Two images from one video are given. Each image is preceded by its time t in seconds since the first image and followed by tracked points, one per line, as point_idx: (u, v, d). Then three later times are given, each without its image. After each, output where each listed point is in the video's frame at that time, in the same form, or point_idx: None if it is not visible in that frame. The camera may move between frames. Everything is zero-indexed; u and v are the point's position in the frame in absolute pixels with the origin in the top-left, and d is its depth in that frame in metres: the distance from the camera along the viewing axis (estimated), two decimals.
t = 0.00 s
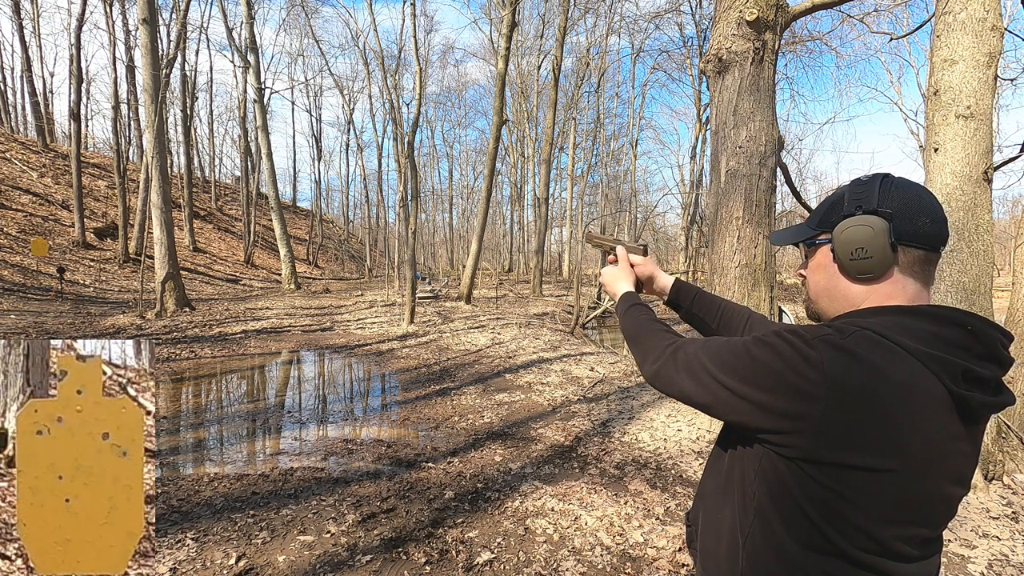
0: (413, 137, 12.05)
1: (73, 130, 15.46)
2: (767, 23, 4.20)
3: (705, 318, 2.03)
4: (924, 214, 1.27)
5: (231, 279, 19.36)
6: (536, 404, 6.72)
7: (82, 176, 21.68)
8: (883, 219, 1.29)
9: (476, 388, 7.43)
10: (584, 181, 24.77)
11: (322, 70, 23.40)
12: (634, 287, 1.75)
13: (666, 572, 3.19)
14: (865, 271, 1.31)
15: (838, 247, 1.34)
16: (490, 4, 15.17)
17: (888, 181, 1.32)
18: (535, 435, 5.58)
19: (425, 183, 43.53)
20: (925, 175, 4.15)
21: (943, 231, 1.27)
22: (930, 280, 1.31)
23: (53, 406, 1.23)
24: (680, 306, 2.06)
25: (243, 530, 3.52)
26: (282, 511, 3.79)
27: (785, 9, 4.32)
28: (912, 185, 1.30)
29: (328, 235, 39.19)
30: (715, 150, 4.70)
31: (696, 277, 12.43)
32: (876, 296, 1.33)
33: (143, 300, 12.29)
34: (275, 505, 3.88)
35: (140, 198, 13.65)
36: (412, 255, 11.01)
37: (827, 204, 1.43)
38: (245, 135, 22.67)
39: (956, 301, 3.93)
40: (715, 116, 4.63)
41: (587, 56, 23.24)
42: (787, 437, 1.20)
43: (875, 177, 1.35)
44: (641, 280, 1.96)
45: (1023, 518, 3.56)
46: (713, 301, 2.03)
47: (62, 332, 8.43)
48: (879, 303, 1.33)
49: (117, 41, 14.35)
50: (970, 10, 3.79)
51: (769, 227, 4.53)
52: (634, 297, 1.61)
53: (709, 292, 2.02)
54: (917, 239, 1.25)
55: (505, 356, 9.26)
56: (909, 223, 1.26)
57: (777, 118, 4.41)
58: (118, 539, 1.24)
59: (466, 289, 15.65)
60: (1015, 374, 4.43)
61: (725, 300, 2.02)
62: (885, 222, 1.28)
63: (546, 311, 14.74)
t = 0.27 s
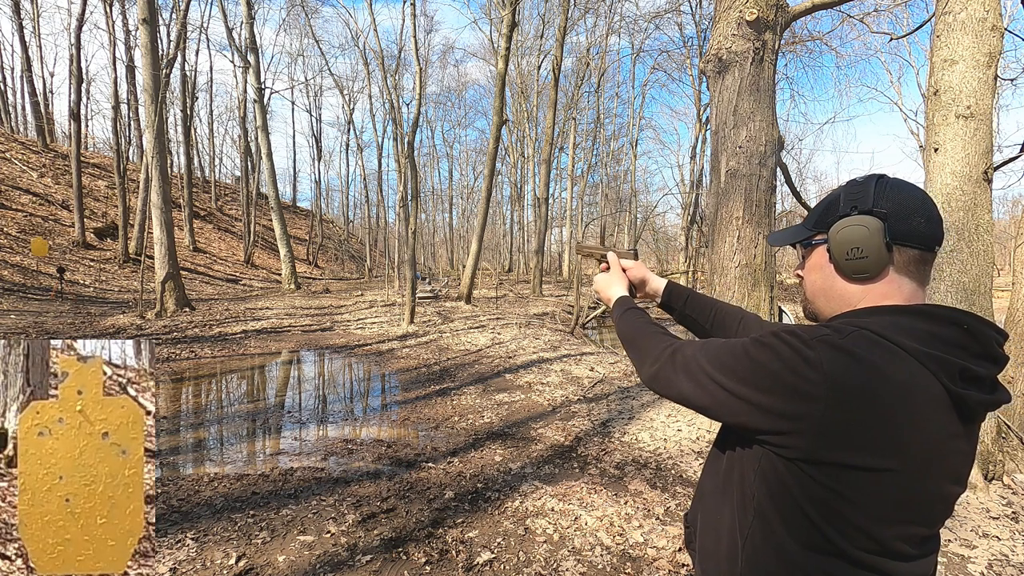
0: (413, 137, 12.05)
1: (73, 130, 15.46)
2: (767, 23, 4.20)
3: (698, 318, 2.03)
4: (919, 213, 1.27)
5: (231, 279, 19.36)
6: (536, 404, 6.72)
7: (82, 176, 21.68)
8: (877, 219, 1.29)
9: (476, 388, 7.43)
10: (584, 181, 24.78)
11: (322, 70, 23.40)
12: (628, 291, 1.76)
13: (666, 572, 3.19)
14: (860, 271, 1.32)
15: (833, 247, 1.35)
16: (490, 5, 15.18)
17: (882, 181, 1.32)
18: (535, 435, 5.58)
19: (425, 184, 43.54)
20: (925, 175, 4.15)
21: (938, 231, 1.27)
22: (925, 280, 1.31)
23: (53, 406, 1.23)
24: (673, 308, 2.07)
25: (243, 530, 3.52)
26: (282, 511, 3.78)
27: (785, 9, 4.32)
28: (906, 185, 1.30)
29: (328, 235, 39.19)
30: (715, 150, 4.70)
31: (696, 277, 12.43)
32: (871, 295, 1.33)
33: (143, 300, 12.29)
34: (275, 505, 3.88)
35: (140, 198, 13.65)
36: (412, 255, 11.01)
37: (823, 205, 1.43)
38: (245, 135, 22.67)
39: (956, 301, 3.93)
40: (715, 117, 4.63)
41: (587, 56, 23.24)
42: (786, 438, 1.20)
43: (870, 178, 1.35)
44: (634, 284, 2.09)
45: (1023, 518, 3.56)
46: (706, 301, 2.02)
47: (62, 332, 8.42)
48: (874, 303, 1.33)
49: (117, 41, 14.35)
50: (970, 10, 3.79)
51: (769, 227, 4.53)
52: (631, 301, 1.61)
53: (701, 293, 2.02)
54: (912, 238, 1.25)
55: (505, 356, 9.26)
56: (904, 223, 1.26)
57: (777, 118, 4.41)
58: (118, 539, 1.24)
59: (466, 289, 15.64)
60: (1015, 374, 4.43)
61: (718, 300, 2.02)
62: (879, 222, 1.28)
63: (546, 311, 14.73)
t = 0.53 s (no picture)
0: (413, 137, 12.05)
1: (73, 130, 15.47)
2: (767, 24, 4.20)
3: (694, 320, 2.03)
4: (914, 213, 1.27)
5: (231, 279, 19.36)
6: (536, 404, 6.72)
7: (82, 176, 21.68)
8: (873, 219, 1.29)
9: (476, 388, 7.43)
10: (584, 181, 24.78)
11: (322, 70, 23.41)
12: (625, 295, 1.75)
13: (666, 572, 3.19)
14: (855, 272, 1.32)
15: (828, 247, 1.35)
16: (490, 5, 15.18)
17: (878, 182, 1.32)
18: (535, 435, 5.58)
19: (425, 184, 43.55)
20: (926, 175, 4.15)
21: (932, 231, 1.26)
22: (920, 280, 1.31)
23: (53, 406, 1.23)
24: (669, 309, 2.06)
25: (243, 530, 3.52)
26: (282, 511, 3.78)
27: (785, 9, 4.32)
28: (901, 185, 1.30)
29: (328, 235, 39.20)
30: (715, 150, 4.70)
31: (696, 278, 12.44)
32: (866, 295, 1.33)
33: (143, 300, 12.30)
34: (275, 505, 3.88)
35: (140, 198, 13.65)
36: (413, 255, 11.01)
37: (819, 205, 1.43)
38: (245, 135, 22.67)
39: (956, 301, 3.93)
40: (715, 117, 4.64)
41: (587, 56, 23.24)
42: (786, 437, 1.20)
43: (865, 178, 1.36)
44: (629, 286, 2.10)
45: None
46: (702, 302, 2.02)
47: (62, 332, 8.43)
48: (869, 302, 1.33)
49: (117, 41, 14.35)
50: (970, 10, 3.79)
51: (769, 227, 4.53)
52: (627, 303, 1.61)
53: (697, 294, 2.02)
54: (906, 238, 1.25)
55: (505, 356, 9.26)
56: (898, 224, 1.26)
57: (777, 118, 4.41)
58: (118, 538, 1.24)
59: (466, 289, 15.65)
60: (1015, 374, 4.43)
61: (714, 301, 2.01)
62: (873, 222, 1.28)
63: (546, 311, 14.73)
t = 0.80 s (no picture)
0: (413, 137, 12.05)
1: (73, 130, 15.47)
2: (767, 24, 4.20)
3: (693, 320, 2.02)
4: (909, 213, 1.27)
5: (231, 279, 19.36)
6: (536, 404, 6.72)
7: (82, 176, 21.68)
8: (868, 218, 1.29)
9: (476, 388, 7.43)
10: (584, 181, 24.77)
11: (322, 70, 23.43)
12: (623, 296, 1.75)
13: (666, 572, 3.19)
14: (853, 271, 1.31)
15: (824, 247, 1.35)
16: (490, 5, 15.18)
17: (874, 181, 1.32)
18: (535, 435, 5.58)
19: (425, 184, 43.57)
20: (926, 175, 4.15)
21: (929, 230, 1.27)
22: (917, 279, 1.31)
23: (53, 406, 1.23)
24: (668, 310, 2.06)
25: (243, 530, 3.52)
26: (282, 511, 3.78)
27: (785, 9, 4.32)
28: (897, 185, 1.30)
29: (328, 235, 39.20)
30: (715, 150, 4.70)
31: (696, 278, 12.44)
32: (863, 295, 1.33)
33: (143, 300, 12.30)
34: (275, 505, 3.88)
35: (140, 198, 13.65)
36: (413, 255, 11.01)
37: (815, 206, 1.43)
38: (245, 135, 22.67)
39: (956, 301, 3.93)
40: (715, 117, 4.64)
41: (587, 56, 23.24)
42: (785, 437, 1.20)
43: (862, 179, 1.35)
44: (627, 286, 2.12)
45: None
46: (701, 302, 2.01)
47: (62, 332, 8.43)
48: (866, 302, 1.33)
49: (117, 41, 14.35)
50: (970, 10, 3.79)
51: (769, 227, 4.53)
52: (625, 303, 1.61)
53: (695, 294, 2.02)
54: (902, 238, 1.26)
55: (505, 356, 9.26)
56: (894, 223, 1.26)
57: (777, 118, 4.41)
58: (117, 539, 1.24)
59: (466, 289, 15.65)
60: (1015, 374, 4.43)
61: (714, 301, 2.01)
62: (869, 221, 1.28)
63: (545, 311, 14.73)
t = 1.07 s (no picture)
0: (413, 137, 12.05)
1: (73, 130, 15.47)
2: (767, 23, 4.20)
3: (694, 321, 2.02)
4: (908, 213, 1.27)
5: (231, 279, 19.36)
6: (536, 403, 6.72)
7: (83, 176, 21.69)
8: (868, 218, 1.29)
9: (476, 388, 7.43)
10: (584, 181, 24.78)
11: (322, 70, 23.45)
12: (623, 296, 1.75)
13: (666, 572, 3.19)
14: (850, 271, 1.32)
15: (824, 248, 1.35)
16: (490, 5, 15.19)
17: (872, 182, 1.32)
18: (535, 435, 5.58)
19: (425, 184, 43.58)
20: (925, 175, 4.15)
21: (928, 230, 1.27)
22: (916, 280, 1.31)
23: (53, 406, 1.23)
24: (668, 310, 2.06)
25: (243, 530, 3.52)
26: (282, 511, 3.79)
27: (785, 9, 4.32)
28: (896, 185, 1.31)
29: (328, 235, 39.21)
30: (715, 150, 4.70)
31: (696, 278, 12.45)
32: (863, 295, 1.33)
33: (143, 300, 12.30)
34: (275, 505, 3.88)
35: (140, 198, 13.65)
36: (413, 255, 11.02)
37: (814, 206, 1.44)
38: (245, 135, 22.68)
39: (956, 301, 3.93)
40: (715, 117, 4.63)
41: (587, 56, 23.25)
42: (785, 436, 1.19)
43: (861, 179, 1.36)
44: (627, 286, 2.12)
45: None
46: (701, 303, 2.02)
47: (62, 332, 8.43)
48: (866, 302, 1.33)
49: (117, 41, 14.36)
50: (970, 10, 3.79)
51: (769, 227, 4.53)
52: (625, 303, 1.61)
53: (696, 294, 2.02)
54: (901, 238, 1.26)
55: (505, 356, 9.26)
56: (893, 223, 1.26)
57: (777, 117, 4.40)
58: (117, 539, 1.24)
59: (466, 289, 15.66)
60: (1015, 374, 4.43)
61: (714, 301, 2.01)
62: (869, 221, 1.28)
63: (546, 311, 14.74)
